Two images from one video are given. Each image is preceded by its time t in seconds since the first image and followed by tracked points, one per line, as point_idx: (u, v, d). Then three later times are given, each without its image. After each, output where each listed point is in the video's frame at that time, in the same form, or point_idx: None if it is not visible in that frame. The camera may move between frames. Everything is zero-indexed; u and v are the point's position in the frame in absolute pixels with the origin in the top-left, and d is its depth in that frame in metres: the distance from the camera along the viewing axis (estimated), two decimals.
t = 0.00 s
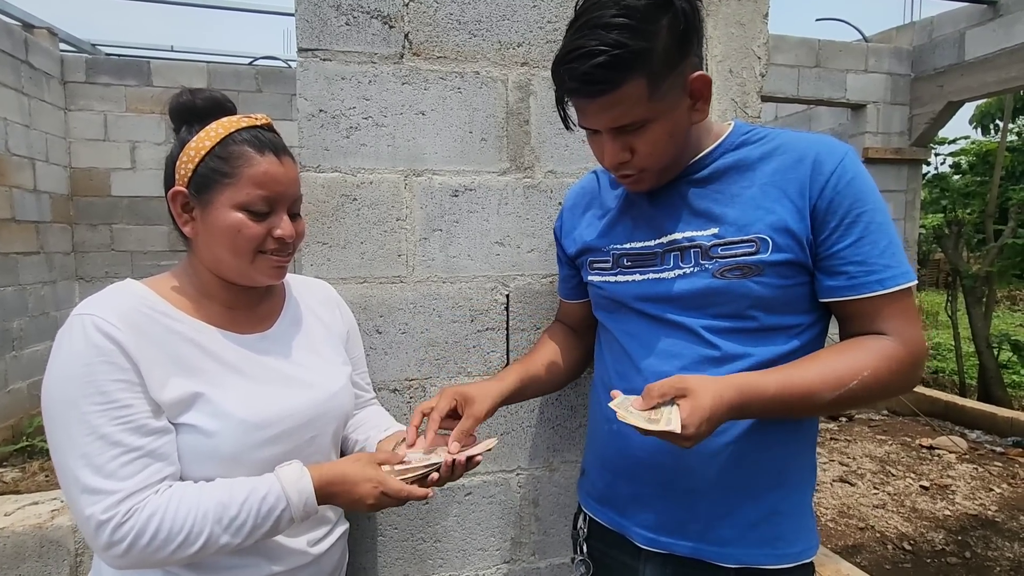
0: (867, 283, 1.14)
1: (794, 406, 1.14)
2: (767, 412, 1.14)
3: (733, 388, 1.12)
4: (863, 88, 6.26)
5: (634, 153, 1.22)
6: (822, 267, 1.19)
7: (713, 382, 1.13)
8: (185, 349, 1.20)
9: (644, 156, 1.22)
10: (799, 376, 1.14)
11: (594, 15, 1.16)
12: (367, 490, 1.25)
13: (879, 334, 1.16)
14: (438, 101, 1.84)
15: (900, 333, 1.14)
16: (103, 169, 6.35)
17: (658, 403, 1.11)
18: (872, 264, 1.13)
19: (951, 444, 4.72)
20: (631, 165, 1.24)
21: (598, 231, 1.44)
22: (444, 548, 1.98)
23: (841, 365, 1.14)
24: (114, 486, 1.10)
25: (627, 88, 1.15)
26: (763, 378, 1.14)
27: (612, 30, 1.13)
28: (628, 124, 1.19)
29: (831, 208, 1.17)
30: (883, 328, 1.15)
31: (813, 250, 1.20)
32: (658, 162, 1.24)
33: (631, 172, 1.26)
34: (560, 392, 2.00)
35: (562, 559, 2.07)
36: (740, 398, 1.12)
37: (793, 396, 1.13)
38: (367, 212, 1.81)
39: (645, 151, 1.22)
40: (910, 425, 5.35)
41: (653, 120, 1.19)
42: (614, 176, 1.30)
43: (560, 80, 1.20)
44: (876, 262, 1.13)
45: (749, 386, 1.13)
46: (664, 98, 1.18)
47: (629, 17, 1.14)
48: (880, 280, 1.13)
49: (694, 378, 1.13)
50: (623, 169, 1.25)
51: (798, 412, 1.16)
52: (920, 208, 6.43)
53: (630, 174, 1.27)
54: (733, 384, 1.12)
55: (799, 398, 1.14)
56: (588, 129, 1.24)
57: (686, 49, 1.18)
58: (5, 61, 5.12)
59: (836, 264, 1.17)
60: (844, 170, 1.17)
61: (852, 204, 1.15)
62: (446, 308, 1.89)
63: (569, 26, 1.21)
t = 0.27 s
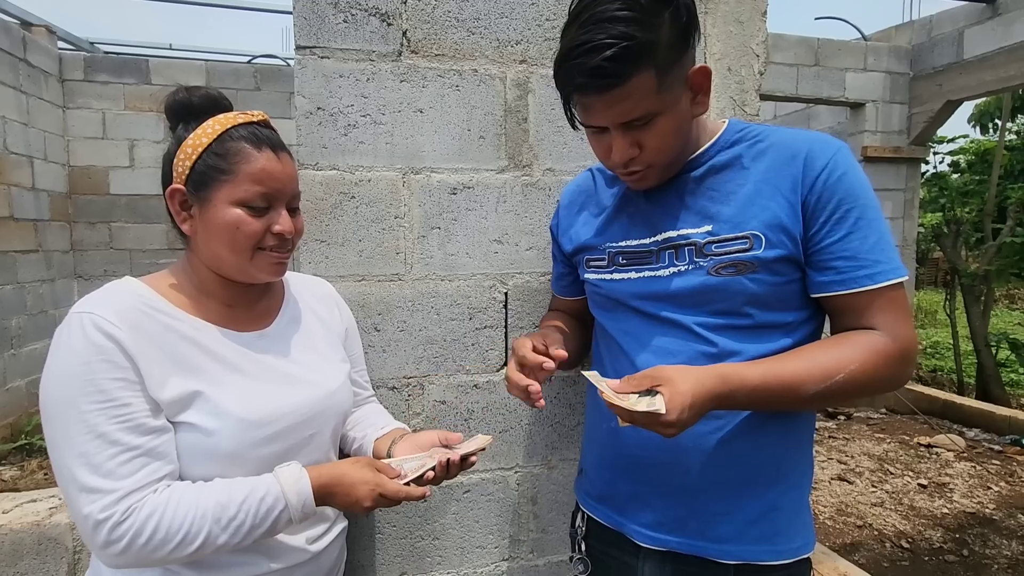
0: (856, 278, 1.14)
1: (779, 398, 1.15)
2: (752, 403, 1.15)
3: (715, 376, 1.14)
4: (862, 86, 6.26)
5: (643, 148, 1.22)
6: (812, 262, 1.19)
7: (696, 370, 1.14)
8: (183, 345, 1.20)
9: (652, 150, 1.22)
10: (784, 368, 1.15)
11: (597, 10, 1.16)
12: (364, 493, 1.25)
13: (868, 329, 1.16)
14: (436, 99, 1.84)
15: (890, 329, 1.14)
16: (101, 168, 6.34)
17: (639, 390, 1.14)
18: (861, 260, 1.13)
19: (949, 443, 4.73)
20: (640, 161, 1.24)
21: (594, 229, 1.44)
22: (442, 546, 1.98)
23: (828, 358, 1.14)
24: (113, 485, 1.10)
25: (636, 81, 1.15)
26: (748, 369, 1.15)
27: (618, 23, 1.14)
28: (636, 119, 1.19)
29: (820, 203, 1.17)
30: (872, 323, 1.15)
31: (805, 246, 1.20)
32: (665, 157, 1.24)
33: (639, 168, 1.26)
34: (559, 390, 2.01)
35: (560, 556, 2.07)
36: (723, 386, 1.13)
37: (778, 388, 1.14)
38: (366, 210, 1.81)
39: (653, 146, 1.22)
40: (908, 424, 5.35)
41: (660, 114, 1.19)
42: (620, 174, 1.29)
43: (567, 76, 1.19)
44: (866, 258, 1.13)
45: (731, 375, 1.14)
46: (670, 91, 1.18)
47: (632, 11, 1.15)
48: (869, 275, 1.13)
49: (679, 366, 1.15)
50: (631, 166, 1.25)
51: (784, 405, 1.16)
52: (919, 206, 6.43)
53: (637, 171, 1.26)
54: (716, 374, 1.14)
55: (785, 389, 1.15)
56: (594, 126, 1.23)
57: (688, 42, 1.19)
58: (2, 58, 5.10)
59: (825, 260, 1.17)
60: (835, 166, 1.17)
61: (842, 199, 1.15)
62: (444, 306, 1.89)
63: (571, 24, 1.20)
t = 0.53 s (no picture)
0: (855, 280, 1.13)
1: (774, 401, 1.16)
2: (749, 405, 1.16)
3: (712, 380, 1.14)
4: (861, 86, 6.26)
5: (640, 147, 1.21)
6: (811, 264, 1.19)
7: (692, 373, 1.15)
8: (178, 346, 1.19)
9: (649, 149, 1.22)
10: (780, 371, 1.15)
11: (594, 9, 1.16)
12: (358, 494, 1.24)
13: (865, 333, 1.15)
14: (434, 98, 1.83)
15: (887, 333, 1.14)
16: (99, 167, 6.32)
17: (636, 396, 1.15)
18: (860, 261, 1.13)
19: (947, 442, 4.73)
20: (637, 160, 1.23)
21: (593, 229, 1.44)
22: (440, 546, 1.98)
23: (824, 362, 1.14)
24: (102, 488, 1.09)
25: (633, 80, 1.14)
26: (743, 371, 1.15)
27: (614, 22, 1.13)
28: (633, 118, 1.18)
29: (819, 204, 1.16)
30: (870, 327, 1.15)
31: (804, 247, 1.19)
32: (662, 156, 1.24)
33: (636, 167, 1.25)
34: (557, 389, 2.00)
35: (558, 556, 2.06)
36: (719, 390, 1.14)
37: (773, 391, 1.15)
38: (363, 209, 1.80)
39: (650, 145, 1.21)
40: (906, 423, 5.36)
41: (657, 113, 1.18)
42: (618, 172, 1.28)
43: (563, 76, 1.19)
44: (864, 260, 1.13)
45: (729, 379, 1.15)
46: (667, 90, 1.18)
47: (629, 9, 1.14)
48: (868, 278, 1.12)
49: (675, 370, 1.16)
50: (628, 165, 1.24)
51: (782, 407, 1.17)
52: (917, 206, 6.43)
53: (634, 170, 1.26)
54: (713, 377, 1.15)
55: (781, 393, 1.15)
56: (591, 125, 1.23)
57: (685, 41, 1.19)
58: None
59: (824, 261, 1.16)
60: (835, 166, 1.16)
61: (841, 201, 1.15)
62: (442, 306, 1.89)
63: (568, 23, 1.20)
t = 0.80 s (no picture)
0: (858, 283, 1.14)
1: (779, 404, 1.16)
2: (755, 408, 1.16)
3: (718, 384, 1.14)
4: (860, 86, 6.27)
5: (640, 145, 1.22)
6: (814, 265, 1.19)
7: (699, 378, 1.14)
8: (178, 345, 1.19)
9: (649, 148, 1.22)
10: (785, 375, 1.15)
11: (600, 6, 1.16)
12: (357, 491, 1.25)
13: (868, 335, 1.16)
14: (434, 97, 1.83)
15: (889, 335, 1.14)
16: (99, 165, 6.32)
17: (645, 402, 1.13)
18: (864, 264, 1.13)
19: (946, 442, 4.73)
20: (637, 158, 1.24)
21: (596, 227, 1.44)
22: (440, 545, 1.98)
23: (829, 364, 1.14)
24: (99, 485, 1.09)
25: (635, 79, 1.14)
26: (748, 375, 1.15)
27: (619, 20, 1.14)
28: (634, 116, 1.18)
29: (823, 206, 1.17)
30: (873, 329, 1.15)
31: (806, 248, 1.20)
32: (663, 155, 1.24)
33: (636, 165, 1.26)
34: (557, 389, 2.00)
35: (558, 555, 2.07)
36: (726, 393, 1.14)
37: (778, 394, 1.15)
38: (364, 208, 1.81)
39: (650, 143, 1.21)
40: (905, 423, 5.36)
41: (659, 112, 1.18)
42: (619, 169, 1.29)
43: (566, 71, 1.19)
44: (868, 262, 1.13)
45: (735, 383, 1.14)
46: (670, 90, 1.18)
47: (635, 7, 1.14)
48: (871, 281, 1.13)
49: (681, 376, 1.15)
50: (627, 162, 1.25)
51: (786, 409, 1.17)
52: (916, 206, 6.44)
53: (634, 167, 1.26)
54: (719, 381, 1.14)
55: (786, 396, 1.15)
56: (592, 120, 1.23)
57: (692, 41, 1.19)
58: None
59: (827, 263, 1.17)
60: (838, 169, 1.17)
61: (845, 203, 1.15)
62: (442, 305, 1.89)
63: (576, 17, 1.20)
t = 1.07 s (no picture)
0: (862, 284, 1.14)
1: (792, 407, 1.15)
2: (770, 413, 1.15)
3: (736, 391, 1.13)
4: (859, 86, 6.27)
5: (633, 145, 1.22)
6: (817, 266, 1.20)
7: (717, 386, 1.13)
8: (180, 343, 1.19)
9: (643, 149, 1.22)
10: (798, 378, 1.15)
11: (606, 3, 1.16)
12: (357, 490, 1.26)
13: (875, 335, 1.16)
14: (434, 97, 1.83)
15: (896, 335, 1.15)
16: (98, 165, 6.32)
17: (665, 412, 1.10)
18: (867, 265, 1.14)
19: (945, 441, 4.74)
20: (630, 157, 1.25)
21: (597, 225, 1.44)
22: (440, 544, 1.98)
23: (840, 366, 1.14)
24: (99, 483, 1.10)
25: (633, 80, 1.15)
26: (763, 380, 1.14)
27: (621, 20, 1.14)
28: (630, 116, 1.19)
29: (828, 208, 1.17)
30: (880, 329, 1.16)
31: (808, 248, 1.20)
32: (657, 156, 1.24)
33: (630, 164, 1.26)
34: (556, 388, 2.01)
35: (557, 554, 2.07)
36: (743, 400, 1.13)
37: (792, 398, 1.14)
38: (363, 208, 1.81)
39: (645, 144, 1.22)
40: (904, 422, 5.37)
41: (656, 114, 1.19)
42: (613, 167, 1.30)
43: (566, 65, 1.20)
44: (871, 263, 1.13)
45: (751, 389, 1.13)
46: (669, 93, 1.18)
47: (640, 8, 1.14)
48: (874, 282, 1.13)
49: (698, 384, 1.12)
50: (621, 160, 1.26)
51: (799, 412, 1.17)
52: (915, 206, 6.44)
53: (628, 166, 1.27)
54: (735, 388, 1.13)
55: (800, 399, 1.15)
56: (590, 117, 1.23)
57: (696, 46, 1.19)
58: None
59: (831, 264, 1.17)
60: (842, 170, 1.17)
61: (849, 204, 1.15)
62: (442, 304, 1.89)
63: (583, 11, 1.21)
